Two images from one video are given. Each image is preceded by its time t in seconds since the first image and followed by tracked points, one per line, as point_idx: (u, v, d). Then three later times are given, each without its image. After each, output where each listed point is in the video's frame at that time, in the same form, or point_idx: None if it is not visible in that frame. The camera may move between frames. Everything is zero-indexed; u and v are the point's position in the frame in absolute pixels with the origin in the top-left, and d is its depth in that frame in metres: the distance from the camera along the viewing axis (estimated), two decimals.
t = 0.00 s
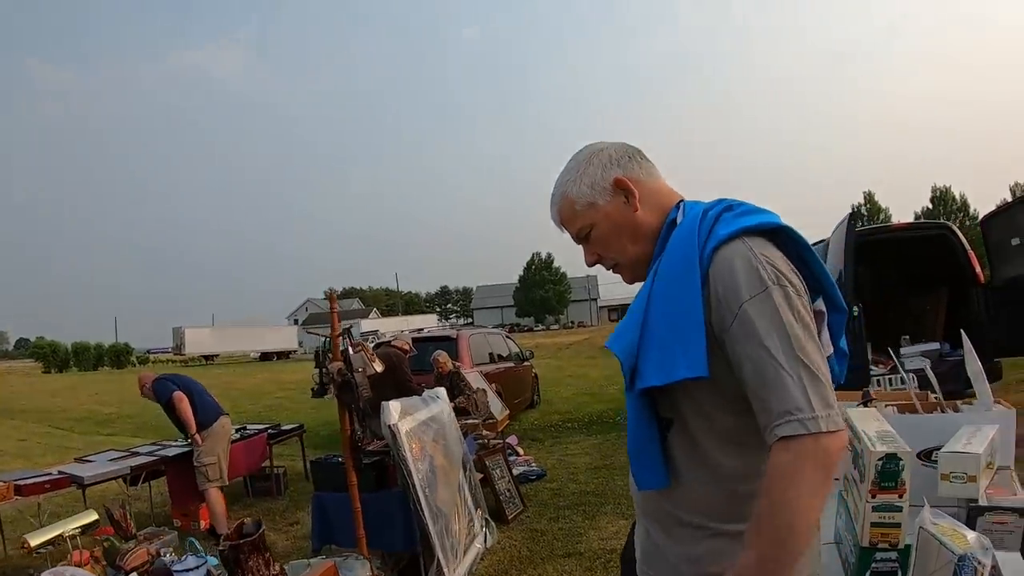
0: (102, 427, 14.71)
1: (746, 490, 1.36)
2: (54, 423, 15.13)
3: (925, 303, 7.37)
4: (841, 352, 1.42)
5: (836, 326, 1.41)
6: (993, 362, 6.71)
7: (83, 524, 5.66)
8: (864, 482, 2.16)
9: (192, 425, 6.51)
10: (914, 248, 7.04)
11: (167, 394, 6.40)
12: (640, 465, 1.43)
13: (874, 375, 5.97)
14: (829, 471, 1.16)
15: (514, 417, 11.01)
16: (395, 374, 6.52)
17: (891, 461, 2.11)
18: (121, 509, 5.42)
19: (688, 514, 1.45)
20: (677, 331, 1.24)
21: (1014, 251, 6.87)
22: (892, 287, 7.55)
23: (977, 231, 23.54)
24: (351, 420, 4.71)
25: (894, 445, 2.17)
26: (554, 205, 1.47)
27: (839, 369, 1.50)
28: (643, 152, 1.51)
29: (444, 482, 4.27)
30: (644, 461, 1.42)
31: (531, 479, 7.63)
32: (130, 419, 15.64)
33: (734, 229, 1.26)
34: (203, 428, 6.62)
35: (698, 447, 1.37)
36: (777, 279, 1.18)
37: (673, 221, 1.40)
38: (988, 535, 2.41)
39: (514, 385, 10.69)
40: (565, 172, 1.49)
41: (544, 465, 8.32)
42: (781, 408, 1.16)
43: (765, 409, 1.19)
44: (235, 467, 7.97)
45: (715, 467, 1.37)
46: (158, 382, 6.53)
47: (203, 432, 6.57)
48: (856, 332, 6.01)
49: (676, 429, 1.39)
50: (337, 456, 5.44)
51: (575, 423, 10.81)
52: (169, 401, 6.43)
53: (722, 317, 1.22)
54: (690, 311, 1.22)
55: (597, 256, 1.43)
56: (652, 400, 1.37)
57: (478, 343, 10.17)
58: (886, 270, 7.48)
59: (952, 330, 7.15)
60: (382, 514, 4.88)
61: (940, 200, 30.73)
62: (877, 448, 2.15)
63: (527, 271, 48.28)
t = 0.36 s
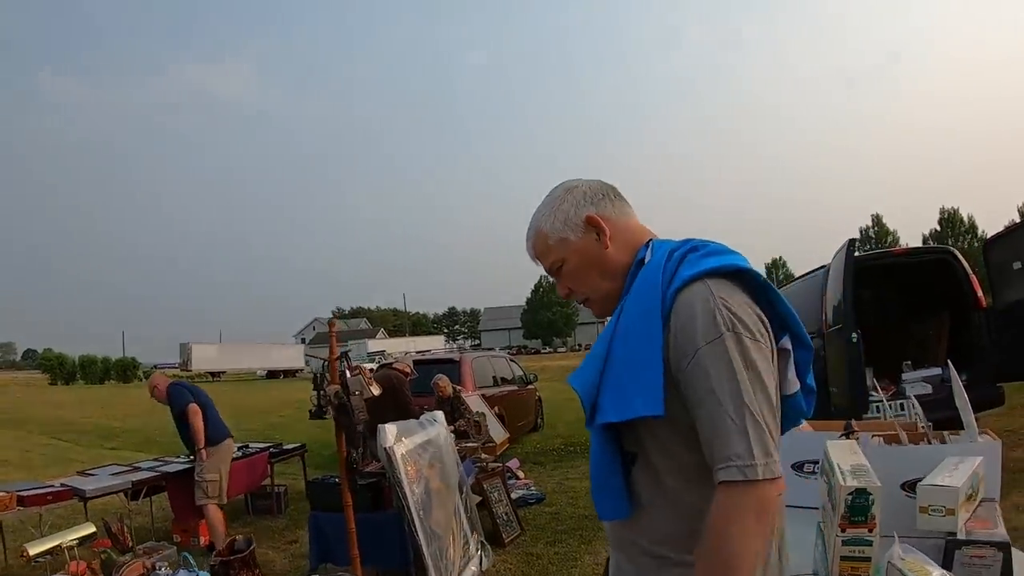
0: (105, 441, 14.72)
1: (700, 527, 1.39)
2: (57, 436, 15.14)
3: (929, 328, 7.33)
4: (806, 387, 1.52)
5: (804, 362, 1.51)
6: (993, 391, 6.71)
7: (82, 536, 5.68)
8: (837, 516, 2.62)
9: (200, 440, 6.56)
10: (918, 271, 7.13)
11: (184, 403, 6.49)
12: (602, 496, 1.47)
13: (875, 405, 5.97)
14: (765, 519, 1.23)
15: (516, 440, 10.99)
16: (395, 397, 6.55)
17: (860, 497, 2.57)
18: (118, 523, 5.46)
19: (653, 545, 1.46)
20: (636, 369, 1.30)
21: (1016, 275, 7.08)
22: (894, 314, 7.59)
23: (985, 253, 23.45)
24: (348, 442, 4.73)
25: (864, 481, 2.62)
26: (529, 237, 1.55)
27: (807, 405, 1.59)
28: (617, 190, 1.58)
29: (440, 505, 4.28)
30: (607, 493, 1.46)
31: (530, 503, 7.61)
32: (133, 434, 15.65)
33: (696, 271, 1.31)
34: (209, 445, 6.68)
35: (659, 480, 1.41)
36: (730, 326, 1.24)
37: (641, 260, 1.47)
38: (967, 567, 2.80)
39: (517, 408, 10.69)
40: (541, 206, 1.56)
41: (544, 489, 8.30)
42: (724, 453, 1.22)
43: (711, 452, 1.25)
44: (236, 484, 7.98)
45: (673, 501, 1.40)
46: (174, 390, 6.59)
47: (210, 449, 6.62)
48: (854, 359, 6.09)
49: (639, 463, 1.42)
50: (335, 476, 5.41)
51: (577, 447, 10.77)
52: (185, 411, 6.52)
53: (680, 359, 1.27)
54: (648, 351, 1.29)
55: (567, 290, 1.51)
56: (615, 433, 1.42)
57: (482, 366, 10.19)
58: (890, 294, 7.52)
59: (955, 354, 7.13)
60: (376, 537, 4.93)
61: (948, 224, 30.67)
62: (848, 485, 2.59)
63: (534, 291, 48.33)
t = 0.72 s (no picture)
0: (116, 450, 14.80)
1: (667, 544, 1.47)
2: (69, 445, 15.25)
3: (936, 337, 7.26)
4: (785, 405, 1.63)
5: (782, 379, 1.63)
6: (1002, 403, 6.68)
7: (90, 543, 5.73)
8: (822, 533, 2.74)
9: (215, 451, 6.60)
10: (925, 278, 7.14)
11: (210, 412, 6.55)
12: (575, 511, 1.55)
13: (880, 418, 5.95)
14: (725, 538, 1.31)
15: (524, 451, 10.97)
16: (401, 407, 6.58)
17: (843, 513, 2.68)
18: (123, 530, 5.51)
19: (625, 558, 1.53)
20: (608, 389, 1.41)
21: None
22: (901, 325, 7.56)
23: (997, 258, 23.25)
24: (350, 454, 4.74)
25: (848, 498, 2.72)
26: (513, 254, 1.69)
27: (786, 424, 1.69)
28: (599, 210, 1.72)
29: (443, 514, 4.24)
30: (580, 509, 1.54)
31: (536, 514, 7.60)
32: (144, 443, 15.72)
33: (669, 293, 1.43)
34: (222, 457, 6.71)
35: (630, 495, 1.50)
36: (697, 347, 1.35)
37: (619, 278, 1.60)
38: None
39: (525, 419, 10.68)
40: (525, 224, 1.70)
41: (550, 500, 8.29)
42: (689, 473, 1.32)
43: (675, 472, 1.34)
44: (245, 494, 8.01)
45: (643, 517, 1.49)
46: (200, 396, 6.64)
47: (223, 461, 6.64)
48: (861, 370, 6.10)
49: (614, 479, 1.51)
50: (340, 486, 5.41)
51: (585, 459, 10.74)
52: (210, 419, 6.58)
53: (652, 378, 1.39)
54: (621, 371, 1.40)
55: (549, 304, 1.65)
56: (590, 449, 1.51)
57: (490, 377, 10.21)
58: (897, 302, 7.52)
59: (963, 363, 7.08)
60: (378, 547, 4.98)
61: (960, 229, 30.45)
62: (831, 501, 2.70)
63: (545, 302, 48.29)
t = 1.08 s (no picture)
0: (131, 461, 14.85)
1: (661, 551, 1.54)
2: (83, 455, 15.34)
3: (949, 337, 7.18)
4: (780, 412, 1.70)
5: (776, 386, 1.69)
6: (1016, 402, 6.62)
7: (103, 552, 5.76)
8: (822, 538, 2.72)
9: (236, 464, 6.57)
10: (936, 278, 7.07)
11: (236, 424, 6.54)
12: (573, 519, 1.62)
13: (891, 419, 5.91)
14: (717, 548, 1.38)
15: (537, 458, 10.95)
16: (412, 415, 6.58)
17: (844, 518, 2.67)
18: (135, 539, 5.55)
19: (620, 564, 1.59)
20: (604, 401, 1.47)
21: None
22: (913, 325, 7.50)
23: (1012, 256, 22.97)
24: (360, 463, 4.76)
25: (849, 503, 2.71)
26: (506, 263, 1.75)
27: (782, 430, 1.75)
28: (593, 217, 1.78)
29: (454, 522, 4.23)
30: (579, 517, 1.61)
31: (549, 521, 7.58)
32: (158, 454, 15.75)
33: (662, 304, 1.50)
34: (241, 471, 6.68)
35: (626, 504, 1.56)
36: (690, 360, 1.41)
37: (613, 286, 1.67)
38: None
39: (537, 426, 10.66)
40: (518, 233, 1.77)
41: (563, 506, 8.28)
42: (682, 486, 1.39)
43: (669, 484, 1.41)
44: (259, 503, 8.04)
45: (638, 524, 1.55)
46: (234, 408, 6.69)
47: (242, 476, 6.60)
48: (873, 372, 6.08)
49: (610, 487, 1.58)
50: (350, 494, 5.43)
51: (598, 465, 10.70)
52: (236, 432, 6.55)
53: (645, 391, 1.45)
54: (615, 384, 1.46)
55: (543, 312, 1.72)
56: (587, 459, 1.58)
57: (502, 385, 10.20)
58: (908, 301, 7.45)
59: (977, 362, 7.00)
60: (390, 556, 4.99)
61: (974, 227, 30.17)
62: (832, 506, 2.69)
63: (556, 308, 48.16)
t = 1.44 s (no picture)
0: (145, 469, 14.95)
1: (663, 554, 1.54)
2: (98, 464, 15.47)
3: (959, 331, 7.16)
4: (781, 412, 1.69)
5: (777, 387, 1.68)
6: None
7: (116, 559, 5.80)
8: (827, 536, 2.70)
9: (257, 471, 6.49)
10: (946, 272, 7.02)
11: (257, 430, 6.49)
12: (576, 524, 1.62)
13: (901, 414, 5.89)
14: (719, 553, 1.38)
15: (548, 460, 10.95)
16: (422, 419, 6.59)
17: (849, 516, 2.65)
18: (147, 546, 5.58)
19: (622, 567, 1.59)
20: (604, 406, 1.47)
21: None
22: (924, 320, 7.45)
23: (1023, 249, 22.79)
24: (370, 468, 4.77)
25: (854, 501, 2.69)
26: (503, 266, 1.75)
27: (784, 429, 1.74)
28: (590, 218, 1.78)
29: (464, 525, 4.22)
30: (581, 522, 1.61)
31: (561, 522, 7.58)
32: (172, 462, 15.85)
33: (661, 307, 1.49)
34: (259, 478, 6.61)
35: (628, 509, 1.56)
36: (690, 364, 1.41)
37: (611, 288, 1.67)
38: None
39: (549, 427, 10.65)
40: (514, 236, 1.77)
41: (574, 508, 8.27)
42: (683, 492, 1.38)
43: (670, 490, 1.41)
44: (272, 509, 8.08)
45: (641, 529, 1.55)
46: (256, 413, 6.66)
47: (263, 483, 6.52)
48: (883, 367, 6.05)
49: (611, 492, 1.58)
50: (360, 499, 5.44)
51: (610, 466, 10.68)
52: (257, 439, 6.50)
53: (645, 395, 1.45)
54: (615, 389, 1.46)
55: (540, 316, 1.72)
56: (589, 464, 1.58)
57: (513, 387, 10.20)
58: (917, 297, 7.44)
59: (988, 356, 6.97)
60: (402, 559, 5.00)
61: (984, 219, 29.96)
62: (837, 504, 2.68)
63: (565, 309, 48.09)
